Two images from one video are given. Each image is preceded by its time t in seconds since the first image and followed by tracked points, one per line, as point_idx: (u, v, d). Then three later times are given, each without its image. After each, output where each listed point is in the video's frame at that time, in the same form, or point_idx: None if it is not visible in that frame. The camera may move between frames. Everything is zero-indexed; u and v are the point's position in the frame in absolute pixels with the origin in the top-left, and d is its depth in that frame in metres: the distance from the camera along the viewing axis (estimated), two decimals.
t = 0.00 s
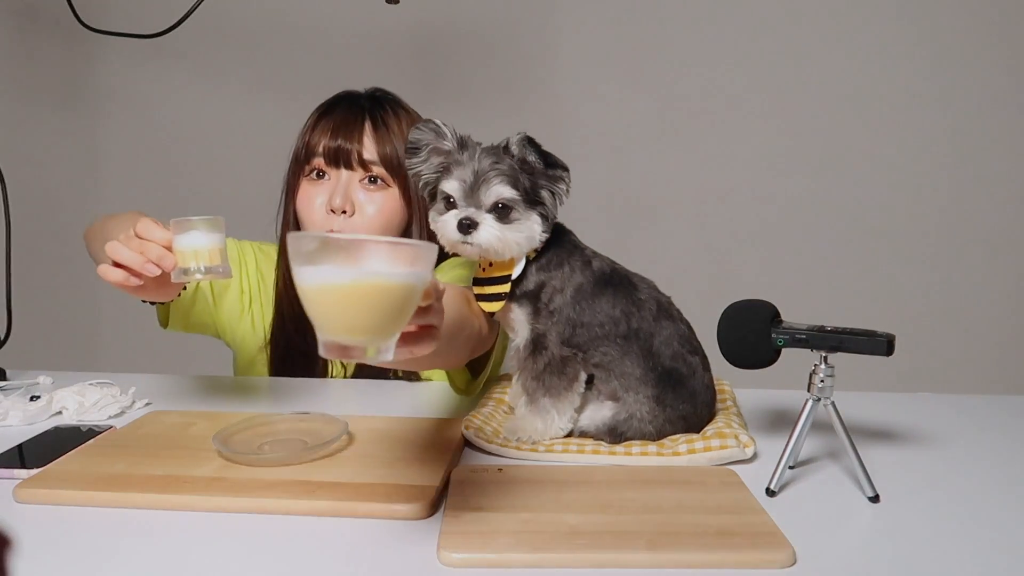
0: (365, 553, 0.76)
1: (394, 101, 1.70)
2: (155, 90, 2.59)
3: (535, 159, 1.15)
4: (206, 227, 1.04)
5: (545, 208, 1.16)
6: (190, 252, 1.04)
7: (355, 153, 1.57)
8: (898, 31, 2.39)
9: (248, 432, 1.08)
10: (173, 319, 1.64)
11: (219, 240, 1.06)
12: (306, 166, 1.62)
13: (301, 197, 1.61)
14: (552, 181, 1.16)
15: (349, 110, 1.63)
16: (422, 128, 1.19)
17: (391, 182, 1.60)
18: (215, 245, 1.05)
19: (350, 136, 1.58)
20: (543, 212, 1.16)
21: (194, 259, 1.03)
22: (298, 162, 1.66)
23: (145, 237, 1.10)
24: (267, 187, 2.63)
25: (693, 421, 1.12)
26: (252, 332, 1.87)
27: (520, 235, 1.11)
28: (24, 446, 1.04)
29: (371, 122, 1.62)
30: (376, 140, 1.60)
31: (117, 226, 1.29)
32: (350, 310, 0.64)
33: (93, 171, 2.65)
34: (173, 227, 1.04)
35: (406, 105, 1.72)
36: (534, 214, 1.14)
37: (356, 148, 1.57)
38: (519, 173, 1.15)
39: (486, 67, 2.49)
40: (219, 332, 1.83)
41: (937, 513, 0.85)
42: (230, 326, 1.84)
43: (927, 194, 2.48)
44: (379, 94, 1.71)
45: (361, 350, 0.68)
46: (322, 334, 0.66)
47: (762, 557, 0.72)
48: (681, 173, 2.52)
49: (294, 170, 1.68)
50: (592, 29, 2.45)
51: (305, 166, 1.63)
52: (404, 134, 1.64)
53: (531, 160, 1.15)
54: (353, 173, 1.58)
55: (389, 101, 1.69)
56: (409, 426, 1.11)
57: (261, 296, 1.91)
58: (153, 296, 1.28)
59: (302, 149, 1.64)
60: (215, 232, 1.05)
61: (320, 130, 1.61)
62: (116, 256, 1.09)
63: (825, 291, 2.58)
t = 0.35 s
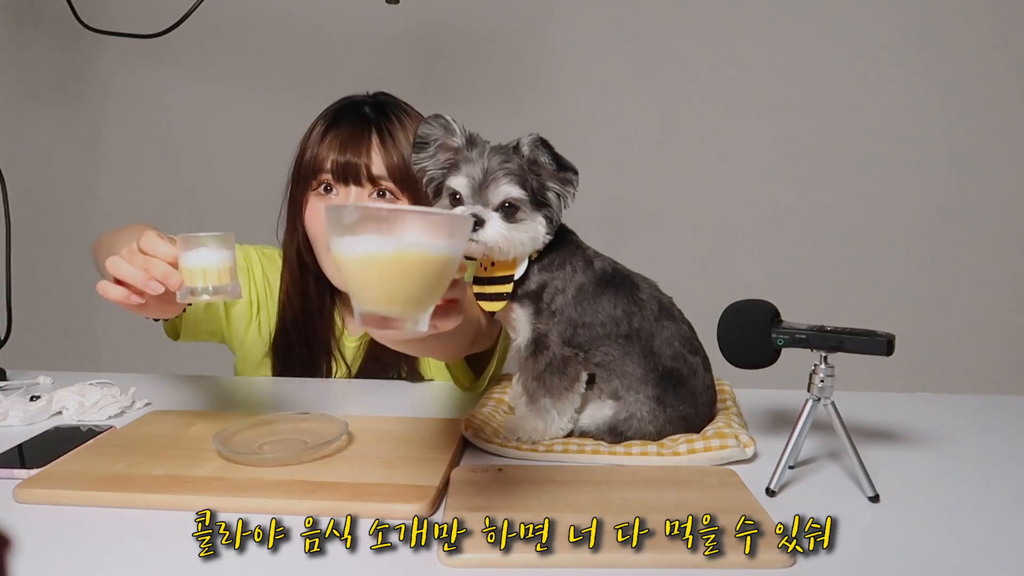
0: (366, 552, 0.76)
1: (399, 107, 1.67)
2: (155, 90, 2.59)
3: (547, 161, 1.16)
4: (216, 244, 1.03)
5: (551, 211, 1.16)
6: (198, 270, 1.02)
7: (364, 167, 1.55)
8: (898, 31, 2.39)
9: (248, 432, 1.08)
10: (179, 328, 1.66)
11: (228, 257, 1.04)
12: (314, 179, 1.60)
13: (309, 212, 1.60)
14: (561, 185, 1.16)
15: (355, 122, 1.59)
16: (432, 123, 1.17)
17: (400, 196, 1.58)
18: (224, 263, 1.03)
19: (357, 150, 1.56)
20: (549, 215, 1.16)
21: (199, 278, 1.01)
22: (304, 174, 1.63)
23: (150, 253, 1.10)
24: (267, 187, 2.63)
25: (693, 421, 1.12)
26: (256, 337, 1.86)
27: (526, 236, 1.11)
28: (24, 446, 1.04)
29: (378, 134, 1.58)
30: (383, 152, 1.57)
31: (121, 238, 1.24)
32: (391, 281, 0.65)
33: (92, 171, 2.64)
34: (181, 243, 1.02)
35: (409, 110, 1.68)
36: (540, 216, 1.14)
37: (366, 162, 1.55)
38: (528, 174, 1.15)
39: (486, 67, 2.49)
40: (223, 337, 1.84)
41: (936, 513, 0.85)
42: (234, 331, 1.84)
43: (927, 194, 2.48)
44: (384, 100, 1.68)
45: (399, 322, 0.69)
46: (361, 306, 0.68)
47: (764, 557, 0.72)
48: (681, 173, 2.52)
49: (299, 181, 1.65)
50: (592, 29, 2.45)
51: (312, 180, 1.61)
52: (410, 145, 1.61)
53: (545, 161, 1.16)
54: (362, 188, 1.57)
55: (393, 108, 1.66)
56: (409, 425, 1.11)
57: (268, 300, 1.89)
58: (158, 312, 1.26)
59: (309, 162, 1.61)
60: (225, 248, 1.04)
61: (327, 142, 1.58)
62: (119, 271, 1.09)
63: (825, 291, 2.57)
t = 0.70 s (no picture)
0: (366, 552, 0.76)
1: (403, 110, 1.66)
2: (155, 90, 2.59)
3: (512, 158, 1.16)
4: (213, 224, 0.98)
5: (528, 210, 1.15)
6: (191, 251, 0.97)
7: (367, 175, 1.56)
8: (898, 31, 2.39)
9: (248, 432, 1.08)
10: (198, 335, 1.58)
11: (225, 239, 0.99)
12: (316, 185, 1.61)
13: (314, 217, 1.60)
14: (539, 184, 1.15)
15: (359, 127, 1.60)
16: (426, 120, 1.25)
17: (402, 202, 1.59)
18: (221, 244, 0.98)
19: (361, 156, 1.57)
20: (526, 214, 1.14)
21: (192, 258, 0.97)
22: (309, 178, 1.63)
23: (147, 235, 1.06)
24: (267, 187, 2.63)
25: (694, 421, 1.12)
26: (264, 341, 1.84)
27: (494, 233, 1.10)
28: (24, 446, 1.04)
29: (381, 140, 1.59)
30: (386, 158, 1.58)
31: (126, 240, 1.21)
32: (387, 253, 0.65)
33: (92, 171, 2.64)
34: (177, 221, 0.97)
35: (413, 113, 1.67)
36: (515, 214, 1.13)
37: (369, 169, 1.56)
38: (502, 173, 1.16)
39: (486, 67, 2.49)
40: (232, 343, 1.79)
41: (936, 513, 0.85)
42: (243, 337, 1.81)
43: (927, 193, 2.48)
44: (388, 102, 1.66)
45: (394, 296, 0.69)
46: (356, 279, 0.68)
47: (764, 557, 0.73)
48: (682, 173, 2.52)
49: (303, 185, 1.65)
50: (592, 29, 2.45)
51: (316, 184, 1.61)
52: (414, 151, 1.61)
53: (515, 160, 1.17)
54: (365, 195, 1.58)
55: (397, 112, 1.64)
56: (409, 426, 1.11)
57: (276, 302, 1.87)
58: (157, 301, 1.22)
59: (314, 166, 1.62)
60: (223, 229, 0.99)
61: (331, 147, 1.59)
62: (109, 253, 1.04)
63: (825, 291, 2.57)
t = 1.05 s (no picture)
0: (366, 552, 0.76)
1: (403, 109, 1.65)
2: (155, 90, 2.59)
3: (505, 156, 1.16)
4: (197, 217, 0.97)
5: (523, 209, 1.16)
6: (174, 242, 0.97)
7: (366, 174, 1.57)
8: (898, 31, 2.39)
9: (248, 432, 1.08)
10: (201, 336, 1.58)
11: (210, 231, 0.99)
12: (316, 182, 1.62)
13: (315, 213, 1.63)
14: (533, 181, 1.16)
15: (358, 126, 1.60)
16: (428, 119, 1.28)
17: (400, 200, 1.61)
18: (204, 237, 0.98)
19: (360, 156, 1.57)
20: (521, 212, 1.16)
21: (177, 252, 0.97)
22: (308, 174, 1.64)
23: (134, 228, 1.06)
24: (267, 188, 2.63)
25: (694, 421, 1.12)
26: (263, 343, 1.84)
27: (488, 230, 1.14)
28: (24, 447, 1.04)
29: (380, 139, 1.59)
30: (385, 158, 1.58)
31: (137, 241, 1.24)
32: (364, 250, 0.65)
33: (92, 170, 2.64)
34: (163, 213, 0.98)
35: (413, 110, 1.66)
36: (510, 212, 1.15)
37: (368, 168, 1.57)
38: (499, 171, 1.18)
39: (486, 67, 2.49)
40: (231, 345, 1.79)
41: (937, 513, 0.85)
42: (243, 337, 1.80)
43: (927, 193, 2.48)
44: (389, 101, 1.65)
45: (372, 294, 0.69)
46: (336, 276, 0.69)
47: (764, 557, 0.73)
48: (682, 173, 2.52)
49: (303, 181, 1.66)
50: (592, 29, 2.45)
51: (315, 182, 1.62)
52: (413, 150, 1.60)
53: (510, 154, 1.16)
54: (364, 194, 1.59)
55: (396, 111, 1.63)
56: (409, 426, 1.11)
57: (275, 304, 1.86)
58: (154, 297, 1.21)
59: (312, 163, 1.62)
60: (208, 222, 0.99)
61: (330, 146, 1.60)
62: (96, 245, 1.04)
63: (825, 291, 2.57)
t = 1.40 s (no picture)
0: (366, 552, 0.76)
1: (408, 100, 1.68)
2: (155, 90, 2.59)
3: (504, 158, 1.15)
4: (181, 211, 0.99)
5: (525, 208, 1.17)
6: (159, 236, 0.99)
7: (371, 157, 1.55)
8: (898, 31, 2.40)
9: (248, 432, 1.08)
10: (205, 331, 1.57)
11: (194, 225, 1.01)
12: (322, 168, 1.60)
13: (318, 198, 1.59)
14: (534, 181, 1.16)
15: (364, 113, 1.60)
16: (420, 125, 1.27)
17: (405, 184, 1.57)
18: (188, 230, 1.00)
19: (366, 138, 1.56)
20: (523, 211, 1.17)
21: (161, 245, 0.98)
22: (314, 162, 1.63)
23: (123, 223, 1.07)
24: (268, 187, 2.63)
25: (694, 421, 1.12)
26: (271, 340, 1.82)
27: (491, 232, 1.14)
28: (24, 447, 1.04)
29: (385, 125, 1.59)
30: (390, 142, 1.57)
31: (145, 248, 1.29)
32: (297, 315, 0.67)
33: (92, 170, 2.64)
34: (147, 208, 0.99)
35: (419, 106, 1.69)
36: (513, 212, 1.15)
37: (373, 151, 1.55)
38: (498, 173, 1.18)
39: (486, 66, 2.49)
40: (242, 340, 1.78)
41: (936, 513, 0.85)
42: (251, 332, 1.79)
43: (927, 193, 2.48)
44: (393, 92, 1.69)
45: (307, 353, 0.70)
46: (277, 333, 0.71)
47: (764, 557, 0.73)
48: (682, 173, 2.52)
49: (310, 169, 1.65)
50: (592, 29, 2.45)
51: (321, 167, 1.61)
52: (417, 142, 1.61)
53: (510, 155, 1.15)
54: (369, 177, 1.56)
55: (402, 104, 1.66)
56: (410, 426, 1.11)
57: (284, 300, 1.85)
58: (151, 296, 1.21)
59: (318, 150, 1.61)
60: (192, 216, 1.01)
61: (337, 131, 1.59)
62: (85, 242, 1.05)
63: (825, 290, 2.57)
